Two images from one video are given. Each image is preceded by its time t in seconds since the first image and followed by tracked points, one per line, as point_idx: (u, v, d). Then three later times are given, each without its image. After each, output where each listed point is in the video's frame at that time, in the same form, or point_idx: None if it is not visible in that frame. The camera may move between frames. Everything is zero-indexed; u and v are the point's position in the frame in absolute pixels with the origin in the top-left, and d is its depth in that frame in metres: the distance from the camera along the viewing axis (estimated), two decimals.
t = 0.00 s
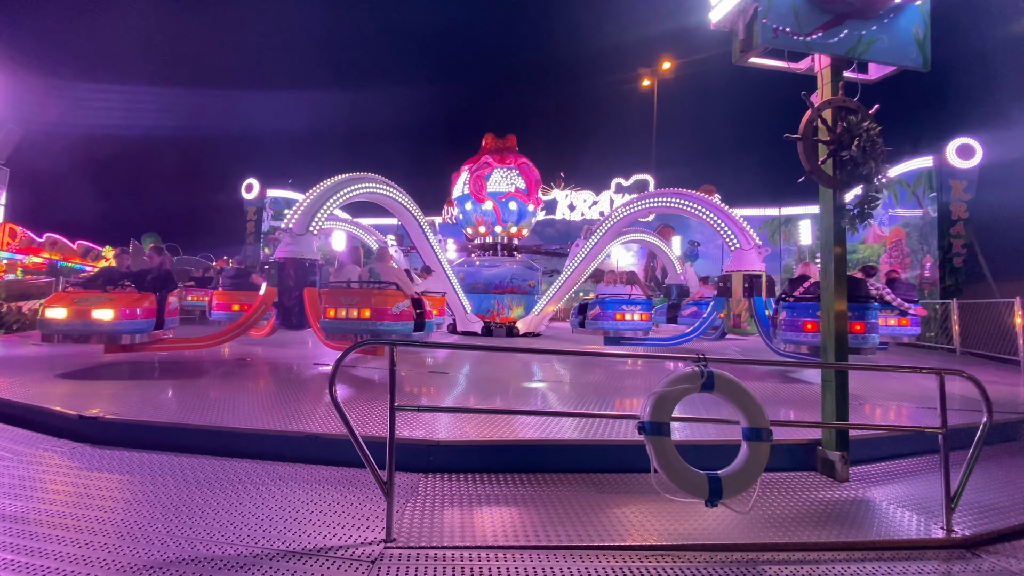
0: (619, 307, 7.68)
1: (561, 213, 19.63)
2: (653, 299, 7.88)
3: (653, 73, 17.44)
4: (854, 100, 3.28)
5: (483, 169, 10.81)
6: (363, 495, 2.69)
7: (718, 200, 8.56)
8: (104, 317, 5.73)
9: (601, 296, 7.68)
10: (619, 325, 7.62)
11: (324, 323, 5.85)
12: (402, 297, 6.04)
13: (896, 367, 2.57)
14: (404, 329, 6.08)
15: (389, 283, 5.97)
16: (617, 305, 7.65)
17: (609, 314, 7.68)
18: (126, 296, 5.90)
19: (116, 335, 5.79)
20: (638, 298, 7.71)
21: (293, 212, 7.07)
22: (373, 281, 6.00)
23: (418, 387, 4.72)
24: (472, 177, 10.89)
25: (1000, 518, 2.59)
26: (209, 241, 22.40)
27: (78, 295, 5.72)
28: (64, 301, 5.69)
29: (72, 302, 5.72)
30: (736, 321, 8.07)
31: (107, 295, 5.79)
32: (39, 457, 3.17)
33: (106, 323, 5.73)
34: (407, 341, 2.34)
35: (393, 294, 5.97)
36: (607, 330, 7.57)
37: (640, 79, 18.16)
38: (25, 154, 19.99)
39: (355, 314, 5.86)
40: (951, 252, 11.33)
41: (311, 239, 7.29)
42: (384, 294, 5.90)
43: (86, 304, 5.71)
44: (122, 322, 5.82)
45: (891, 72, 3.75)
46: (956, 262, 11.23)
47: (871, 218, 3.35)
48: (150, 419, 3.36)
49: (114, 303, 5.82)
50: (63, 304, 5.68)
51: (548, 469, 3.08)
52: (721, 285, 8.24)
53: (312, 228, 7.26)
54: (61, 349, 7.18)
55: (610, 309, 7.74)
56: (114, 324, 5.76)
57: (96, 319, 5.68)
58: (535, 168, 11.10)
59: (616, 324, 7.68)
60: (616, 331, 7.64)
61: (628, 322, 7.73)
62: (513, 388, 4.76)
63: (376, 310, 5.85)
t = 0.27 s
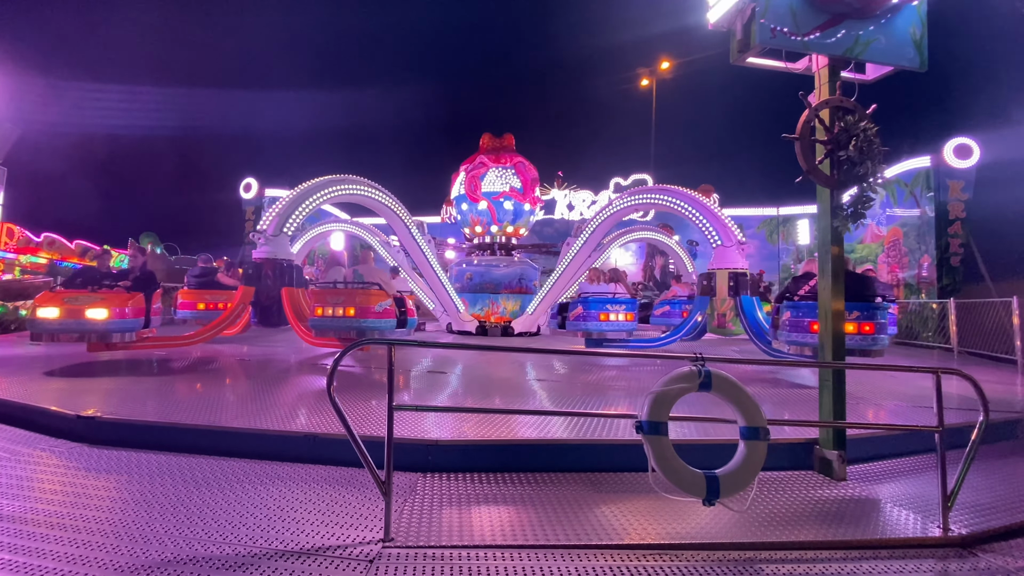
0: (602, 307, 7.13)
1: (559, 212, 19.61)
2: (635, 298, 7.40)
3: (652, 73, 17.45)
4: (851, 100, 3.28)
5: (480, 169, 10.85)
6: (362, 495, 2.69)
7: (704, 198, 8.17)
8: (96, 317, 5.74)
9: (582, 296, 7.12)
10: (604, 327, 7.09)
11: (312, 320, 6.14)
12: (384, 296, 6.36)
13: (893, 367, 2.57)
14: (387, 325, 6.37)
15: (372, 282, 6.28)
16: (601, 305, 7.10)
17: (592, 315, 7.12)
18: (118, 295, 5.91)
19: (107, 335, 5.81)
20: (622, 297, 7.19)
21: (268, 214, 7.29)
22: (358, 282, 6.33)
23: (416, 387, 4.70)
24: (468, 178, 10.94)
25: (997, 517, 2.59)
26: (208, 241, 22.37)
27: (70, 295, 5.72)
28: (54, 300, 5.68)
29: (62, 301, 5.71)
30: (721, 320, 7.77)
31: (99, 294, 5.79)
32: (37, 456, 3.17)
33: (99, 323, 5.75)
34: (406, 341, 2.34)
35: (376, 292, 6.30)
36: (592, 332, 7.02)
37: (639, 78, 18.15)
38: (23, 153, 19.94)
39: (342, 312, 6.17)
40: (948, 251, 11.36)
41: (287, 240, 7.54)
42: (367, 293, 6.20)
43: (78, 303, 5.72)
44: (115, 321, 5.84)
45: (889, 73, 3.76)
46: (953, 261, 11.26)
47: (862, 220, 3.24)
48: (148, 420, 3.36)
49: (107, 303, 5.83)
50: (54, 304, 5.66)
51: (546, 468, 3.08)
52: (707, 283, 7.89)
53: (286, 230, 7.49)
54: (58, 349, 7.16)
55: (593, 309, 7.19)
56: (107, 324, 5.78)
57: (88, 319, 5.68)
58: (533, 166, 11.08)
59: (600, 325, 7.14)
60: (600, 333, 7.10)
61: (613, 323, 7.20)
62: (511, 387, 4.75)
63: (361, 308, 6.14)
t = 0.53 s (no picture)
0: (582, 306, 6.95)
1: (559, 212, 19.60)
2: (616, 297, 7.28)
3: (651, 72, 17.45)
4: (850, 99, 3.29)
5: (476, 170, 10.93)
6: (361, 494, 2.69)
7: (684, 196, 8.06)
8: (100, 315, 5.78)
9: (561, 296, 6.97)
10: (585, 327, 6.93)
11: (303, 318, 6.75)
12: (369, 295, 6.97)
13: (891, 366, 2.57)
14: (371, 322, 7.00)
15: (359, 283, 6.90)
16: (581, 304, 6.93)
17: (573, 315, 6.94)
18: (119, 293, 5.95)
19: (110, 333, 5.88)
20: (602, 295, 7.06)
21: (253, 220, 7.51)
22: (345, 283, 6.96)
23: (416, 387, 4.70)
24: (465, 180, 11.04)
25: (994, 516, 2.60)
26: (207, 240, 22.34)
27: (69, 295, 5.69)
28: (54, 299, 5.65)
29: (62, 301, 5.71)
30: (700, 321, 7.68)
31: (100, 293, 5.80)
32: (36, 456, 3.16)
33: (104, 322, 5.81)
34: (405, 340, 2.34)
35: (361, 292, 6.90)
36: (573, 333, 6.83)
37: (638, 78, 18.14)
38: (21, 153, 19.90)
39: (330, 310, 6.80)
40: (946, 251, 11.39)
41: (266, 240, 7.89)
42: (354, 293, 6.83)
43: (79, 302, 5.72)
44: (119, 320, 5.91)
45: (887, 72, 3.76)
46: (952, 261, 11.29)
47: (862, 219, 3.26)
48: (147, 419, 3.35)
49: (109, 301, 5.87)
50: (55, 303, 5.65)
51: (546, 468, 3.08)
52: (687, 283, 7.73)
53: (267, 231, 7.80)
54: (57, 349, 7.15)
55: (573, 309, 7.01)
56: (111, 323, 5.85)
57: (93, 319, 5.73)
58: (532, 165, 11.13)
59: (581, 326, 6.95)
60: (582, 333, 6.92)
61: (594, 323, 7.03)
62: (510, 386, 4.75)
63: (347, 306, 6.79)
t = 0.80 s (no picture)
0: (557, 306, 6.85)
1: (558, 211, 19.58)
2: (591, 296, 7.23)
3: (651, 71, 17.44)
4: (849, 98, 3.28)
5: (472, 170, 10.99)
6: (361, 494, 2.69)
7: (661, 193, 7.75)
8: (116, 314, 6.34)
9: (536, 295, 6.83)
10: (560, 327, 6.81)
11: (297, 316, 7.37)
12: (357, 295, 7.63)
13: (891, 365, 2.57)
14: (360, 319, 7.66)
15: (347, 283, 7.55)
16: (556, 304, 6.83)
17: (548, 315, 6.81)
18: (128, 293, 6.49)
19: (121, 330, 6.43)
20: (576, 295, 7.01)
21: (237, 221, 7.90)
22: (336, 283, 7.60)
23: (415, 386, 4.70)
24: (462, 181, 11.12)
25: (993, 515, 2.60)
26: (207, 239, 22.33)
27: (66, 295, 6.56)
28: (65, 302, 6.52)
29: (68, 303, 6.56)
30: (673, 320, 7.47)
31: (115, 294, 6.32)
32: (36, 455, 3.17)
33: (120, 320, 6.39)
34: (405, 340, 2.34)
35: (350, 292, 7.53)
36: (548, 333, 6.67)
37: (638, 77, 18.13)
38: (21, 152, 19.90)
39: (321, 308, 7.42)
40: (946, 250, 11.34)
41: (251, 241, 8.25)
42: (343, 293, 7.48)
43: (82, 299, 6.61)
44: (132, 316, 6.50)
45: (886, 71, 3.76)
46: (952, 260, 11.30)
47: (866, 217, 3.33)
48: (148, 419, 3.35)
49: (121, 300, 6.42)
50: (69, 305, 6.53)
51: (546, 467, 3.08)
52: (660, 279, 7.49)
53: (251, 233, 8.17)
54: (58, 348, 7.16)
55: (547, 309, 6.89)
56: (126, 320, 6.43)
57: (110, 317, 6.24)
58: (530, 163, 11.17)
59: (556, 326, 6.82)
60: (557, 334, 6.80)
61: (567, 324, 6.94)
62: (509, 386, 4.75)
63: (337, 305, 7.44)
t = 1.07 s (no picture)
0: (527, 305, 6.58)
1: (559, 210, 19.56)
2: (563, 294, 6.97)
3: (651, 70, 17.43)
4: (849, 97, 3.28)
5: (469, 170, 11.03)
6: (362, 492, 2.70)
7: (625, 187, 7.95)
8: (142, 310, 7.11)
9: (507, 294, 6.55)
10: (531, 327, 6.54)
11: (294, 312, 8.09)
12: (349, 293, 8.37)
13: (891, 365, 2.57)
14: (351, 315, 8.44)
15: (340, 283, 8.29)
16: (526, 302, 6.56)
17: (518, 315, 6.53)
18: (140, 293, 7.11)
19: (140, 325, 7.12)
20: (548, 293, 6.75)
21: (227, 222, 8.17)
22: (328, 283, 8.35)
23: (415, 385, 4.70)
24: (459, 181, 11.17)
25: (993, 513, 2.61)
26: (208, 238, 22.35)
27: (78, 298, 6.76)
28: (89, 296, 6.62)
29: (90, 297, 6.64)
30: (644, 318, 7.17)
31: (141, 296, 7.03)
32: (37, 454, 3.18)
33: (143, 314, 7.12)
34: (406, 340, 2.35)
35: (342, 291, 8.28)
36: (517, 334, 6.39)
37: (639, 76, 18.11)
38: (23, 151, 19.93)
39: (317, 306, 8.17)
40: (948, 248, 11.44)
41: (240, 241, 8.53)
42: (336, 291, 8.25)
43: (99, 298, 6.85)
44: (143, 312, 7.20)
45: (887, 70, 3.76)
46: (953, 258, 11.32)
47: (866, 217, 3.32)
48: (149, 419, 3.36)
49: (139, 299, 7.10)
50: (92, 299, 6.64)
51: (546, 466, 3.09)
52: (631, 276, 7.14)
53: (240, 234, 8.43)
54: (59, 348, 7.16)
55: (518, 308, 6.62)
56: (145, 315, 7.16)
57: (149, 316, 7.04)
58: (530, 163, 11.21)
59: (526, 326, 6.56)
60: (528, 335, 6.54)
61: (538, 324, 6.68)
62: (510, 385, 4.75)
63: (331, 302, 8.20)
